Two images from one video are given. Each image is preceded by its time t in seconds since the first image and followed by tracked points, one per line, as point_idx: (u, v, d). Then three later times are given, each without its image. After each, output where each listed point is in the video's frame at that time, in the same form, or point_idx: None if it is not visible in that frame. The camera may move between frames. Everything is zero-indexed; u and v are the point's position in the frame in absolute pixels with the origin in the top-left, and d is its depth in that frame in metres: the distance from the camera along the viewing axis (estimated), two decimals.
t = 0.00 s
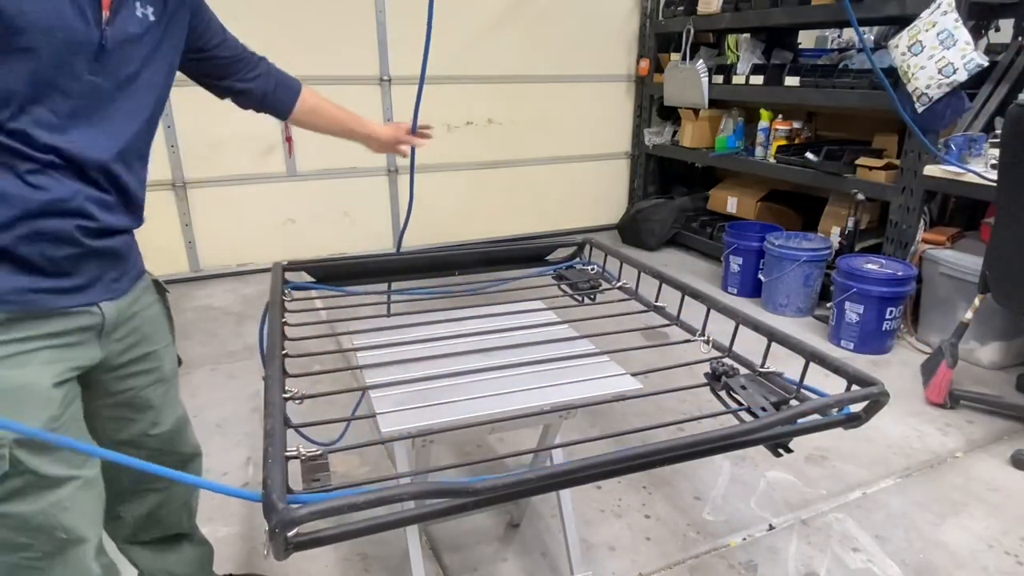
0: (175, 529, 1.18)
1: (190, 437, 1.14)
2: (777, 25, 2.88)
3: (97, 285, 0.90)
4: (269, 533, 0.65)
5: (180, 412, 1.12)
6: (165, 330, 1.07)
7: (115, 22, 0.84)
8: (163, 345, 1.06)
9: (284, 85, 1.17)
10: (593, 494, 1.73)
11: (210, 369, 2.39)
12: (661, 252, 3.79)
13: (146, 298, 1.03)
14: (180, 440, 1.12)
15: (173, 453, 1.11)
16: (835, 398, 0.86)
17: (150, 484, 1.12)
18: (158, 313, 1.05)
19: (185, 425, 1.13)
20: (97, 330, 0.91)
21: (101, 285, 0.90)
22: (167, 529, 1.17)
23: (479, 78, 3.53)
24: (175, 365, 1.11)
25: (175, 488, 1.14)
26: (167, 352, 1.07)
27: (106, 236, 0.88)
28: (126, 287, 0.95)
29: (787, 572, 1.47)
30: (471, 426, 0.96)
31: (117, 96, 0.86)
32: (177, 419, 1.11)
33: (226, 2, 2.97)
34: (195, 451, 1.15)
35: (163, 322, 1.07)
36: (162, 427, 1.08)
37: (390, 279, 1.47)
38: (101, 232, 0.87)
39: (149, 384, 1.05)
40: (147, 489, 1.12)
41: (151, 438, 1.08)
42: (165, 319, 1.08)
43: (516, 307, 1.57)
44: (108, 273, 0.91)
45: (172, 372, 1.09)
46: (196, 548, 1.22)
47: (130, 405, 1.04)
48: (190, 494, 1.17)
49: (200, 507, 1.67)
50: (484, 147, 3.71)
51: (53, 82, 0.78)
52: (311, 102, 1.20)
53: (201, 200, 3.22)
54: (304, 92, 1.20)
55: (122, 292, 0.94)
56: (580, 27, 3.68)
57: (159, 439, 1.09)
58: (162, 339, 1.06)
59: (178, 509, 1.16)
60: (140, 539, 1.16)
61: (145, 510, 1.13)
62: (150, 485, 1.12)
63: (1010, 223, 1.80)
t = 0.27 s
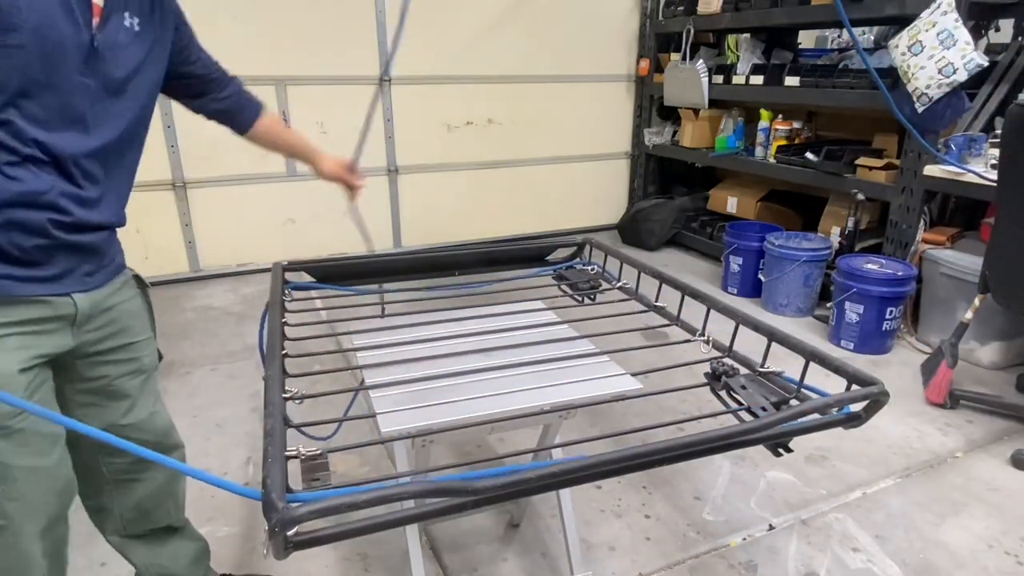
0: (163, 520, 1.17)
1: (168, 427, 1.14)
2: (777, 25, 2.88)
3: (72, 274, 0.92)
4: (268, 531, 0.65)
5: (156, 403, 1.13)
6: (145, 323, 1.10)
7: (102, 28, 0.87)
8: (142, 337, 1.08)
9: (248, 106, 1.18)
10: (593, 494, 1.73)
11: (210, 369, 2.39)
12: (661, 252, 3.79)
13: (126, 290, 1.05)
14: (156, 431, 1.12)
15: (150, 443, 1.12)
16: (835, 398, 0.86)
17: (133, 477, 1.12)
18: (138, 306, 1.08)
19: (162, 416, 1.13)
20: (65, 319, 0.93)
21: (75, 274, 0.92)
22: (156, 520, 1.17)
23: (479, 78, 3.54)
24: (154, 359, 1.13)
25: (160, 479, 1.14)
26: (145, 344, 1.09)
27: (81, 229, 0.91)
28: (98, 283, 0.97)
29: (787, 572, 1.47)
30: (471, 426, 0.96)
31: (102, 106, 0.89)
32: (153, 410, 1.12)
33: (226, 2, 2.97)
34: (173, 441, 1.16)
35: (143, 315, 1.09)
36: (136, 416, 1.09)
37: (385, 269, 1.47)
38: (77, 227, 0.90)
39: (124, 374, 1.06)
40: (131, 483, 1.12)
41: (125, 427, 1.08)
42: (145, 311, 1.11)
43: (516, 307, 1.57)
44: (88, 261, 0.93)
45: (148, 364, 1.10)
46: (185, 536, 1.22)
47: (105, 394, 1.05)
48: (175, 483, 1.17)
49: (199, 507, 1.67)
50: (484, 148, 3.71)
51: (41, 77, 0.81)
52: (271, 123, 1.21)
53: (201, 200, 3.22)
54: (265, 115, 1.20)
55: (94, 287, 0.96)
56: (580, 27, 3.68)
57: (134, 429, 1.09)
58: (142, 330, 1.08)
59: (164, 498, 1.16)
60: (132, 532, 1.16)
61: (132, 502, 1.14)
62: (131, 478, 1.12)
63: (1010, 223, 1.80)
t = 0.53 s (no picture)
0: (159, 511, 1.18)
1: (157, 415, 1.16)
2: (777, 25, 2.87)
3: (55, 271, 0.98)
4: (269, 532, 0.65)
5: (144, 391, 1.16)
6: (138, 314, 1.15)
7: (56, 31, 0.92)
8: (132, 327, 1.13)
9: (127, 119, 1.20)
10: (593, 494, 1.73)
11: (210, 369, 2.39)
12: (661, 252, 3.79)
13: (117, 282, 1.10)
14: (143, 417, 1.14)
15: (137, 429, 1.14)
16: (835, 398, 0.86)
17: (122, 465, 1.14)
18: (131, 297, 1.13)
19: (150, 404, 1.16)
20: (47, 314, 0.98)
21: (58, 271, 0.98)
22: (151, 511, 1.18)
23: (479, 78, 3.53)
24: (144, 349, 1.17)
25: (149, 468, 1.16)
26: (136, 334, 1.14)
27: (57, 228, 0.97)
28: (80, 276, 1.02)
29: (787, 572, 1.47)
30: (471, 426, 0.96)
31: (68, 109, 0.94)
32: (141, 397, 1.15)
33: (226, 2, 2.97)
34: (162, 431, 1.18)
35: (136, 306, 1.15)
36: (123, 401, 1.12)
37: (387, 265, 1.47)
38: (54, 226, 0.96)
39: (113, 360, 1.11)
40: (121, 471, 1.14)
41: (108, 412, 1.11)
42: (139, 303, 1.16)
43: (516, 307, 1.57)
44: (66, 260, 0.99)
45: (138, 353, 1.15)
46: (180, 528, 1.23)
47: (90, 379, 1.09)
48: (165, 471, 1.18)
49: (199, 507, 1.67)
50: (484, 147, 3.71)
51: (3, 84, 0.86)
52: (144, 135, 1.24)
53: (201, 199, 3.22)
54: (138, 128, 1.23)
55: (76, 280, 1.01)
56: (580, 27, 3.68)
57: (120, 414, 1.12)
58: (133, 321, 1.13)
59: (158, 489, 1.17)
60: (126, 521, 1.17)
61: (124, 491, 1.14)
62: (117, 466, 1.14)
63: (1010, 223, 1.80)
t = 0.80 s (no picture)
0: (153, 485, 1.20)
1: (142, 391, 1.20)
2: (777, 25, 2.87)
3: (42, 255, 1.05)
4: (268, 532, 0.65)
5: (130, 367, 1.20)
6: (114, 291, 1.19)
7: None
8: (109, 303, 1.17)
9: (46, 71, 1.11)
10: (593, 494, 1.73)
11: (210, 369, 2.39)
12: (661, 252, 3.79)
13: (90, 261, 1.15)
14: (129, 392, 1.17)
15: (123, 404, 1.17)
16: (835, 398, 0.86)
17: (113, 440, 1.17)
18: (105, 274, 1.17)
19: (136, 380, 1.19)
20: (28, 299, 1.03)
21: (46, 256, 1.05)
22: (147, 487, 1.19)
23: (479, 78, 3.53)
24: (126, 326, 1.21)
25: (139, 444, 1.19)
26: (113, 310, 1.18)
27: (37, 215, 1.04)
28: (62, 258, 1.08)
29: (787, 572, 1.47)
30: (471, 426, 0.96)
31: (30, 96, 1.00)
32: (126, 372, 1.18)
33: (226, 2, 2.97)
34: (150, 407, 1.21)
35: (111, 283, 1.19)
36: (108, 376, 1.16)
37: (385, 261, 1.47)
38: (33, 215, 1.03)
39: (92, 335, 1.15)
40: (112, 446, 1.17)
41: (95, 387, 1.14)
42: (115, 282, 1.20)
43: (516, 307, 1.57)
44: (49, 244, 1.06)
45: (118, 329, 1.19)
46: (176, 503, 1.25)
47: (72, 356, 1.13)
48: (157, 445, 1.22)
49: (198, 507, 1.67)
50: (485, 148, 3.71)
51: None
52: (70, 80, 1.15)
53: (201, 199, 3.22)
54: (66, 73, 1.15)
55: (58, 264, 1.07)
56: (580, 27, 3.67)
57: (105, 389, 1.15)
58: (109, 296, 1.17)
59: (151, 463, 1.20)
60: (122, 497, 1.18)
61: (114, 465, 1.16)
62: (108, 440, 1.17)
63: (1010, 223, 1.80)
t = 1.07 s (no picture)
0: (148, 461, 1.38)
1: (143, 378, 1.34)
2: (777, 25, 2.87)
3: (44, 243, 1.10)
4: (269, 532, 0.65)
5: (132, 354, 1.32)
6: (117, 284, 1.28)
7: None
8: (113, 296, 1.26)
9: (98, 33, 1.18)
10: (593, 494, 1.73)
11: (210, 369, 2.39)
12: (661, 252, 3.79)
13: (96, 255, 1.23)
14: (133, 379, 1.32)
15: (128, 391, 1.32)
16: (836, 398, 0.86)
17: (116, 421, 1.33)
18: (109, 268, 1.26)
19: (137, 368, 1.33)
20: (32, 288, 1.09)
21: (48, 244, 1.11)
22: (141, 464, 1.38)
23: (479, 78, 3.53)
24: (127, 315, 1.32)
25: (138, 425, 1.35)
26: (117, 303, 1.27)
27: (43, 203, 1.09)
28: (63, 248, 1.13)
29: (787, 572, 1.47)
30: (471, 426, 0.96)
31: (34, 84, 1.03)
32: (129, 361, 1.31)
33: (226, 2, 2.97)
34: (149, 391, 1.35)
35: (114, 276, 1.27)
36: (114, 365, 1.28)
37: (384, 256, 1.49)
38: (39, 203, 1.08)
39: (101, 328, 1.25)
40: (114, 425, 1.33)
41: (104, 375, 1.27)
42: (116, 274, 1.28)
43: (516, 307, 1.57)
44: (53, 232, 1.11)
45: (122, 320, 1.29)
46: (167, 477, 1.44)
47: (82, 345, 1.24)
48: (155, 428, 1.37)
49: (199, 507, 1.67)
50: (485, 148, 3.71)
51: None
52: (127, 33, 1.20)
53: (201, 199, 3.22)
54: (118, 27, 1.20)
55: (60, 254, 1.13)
56: (580, 27, 3.68)
57: (112, 377, 1.29)
58: (113, 289, 1.26)
59: (148, 443, 1.37)
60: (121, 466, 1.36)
61: (117, 442, 1.34)
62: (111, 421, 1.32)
63: (1010, 224, 1.80)
